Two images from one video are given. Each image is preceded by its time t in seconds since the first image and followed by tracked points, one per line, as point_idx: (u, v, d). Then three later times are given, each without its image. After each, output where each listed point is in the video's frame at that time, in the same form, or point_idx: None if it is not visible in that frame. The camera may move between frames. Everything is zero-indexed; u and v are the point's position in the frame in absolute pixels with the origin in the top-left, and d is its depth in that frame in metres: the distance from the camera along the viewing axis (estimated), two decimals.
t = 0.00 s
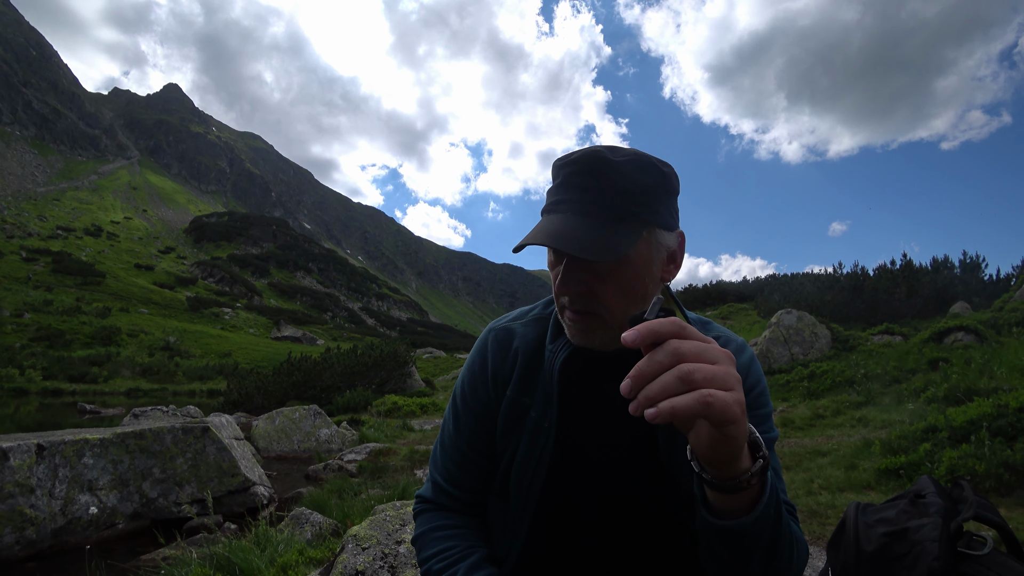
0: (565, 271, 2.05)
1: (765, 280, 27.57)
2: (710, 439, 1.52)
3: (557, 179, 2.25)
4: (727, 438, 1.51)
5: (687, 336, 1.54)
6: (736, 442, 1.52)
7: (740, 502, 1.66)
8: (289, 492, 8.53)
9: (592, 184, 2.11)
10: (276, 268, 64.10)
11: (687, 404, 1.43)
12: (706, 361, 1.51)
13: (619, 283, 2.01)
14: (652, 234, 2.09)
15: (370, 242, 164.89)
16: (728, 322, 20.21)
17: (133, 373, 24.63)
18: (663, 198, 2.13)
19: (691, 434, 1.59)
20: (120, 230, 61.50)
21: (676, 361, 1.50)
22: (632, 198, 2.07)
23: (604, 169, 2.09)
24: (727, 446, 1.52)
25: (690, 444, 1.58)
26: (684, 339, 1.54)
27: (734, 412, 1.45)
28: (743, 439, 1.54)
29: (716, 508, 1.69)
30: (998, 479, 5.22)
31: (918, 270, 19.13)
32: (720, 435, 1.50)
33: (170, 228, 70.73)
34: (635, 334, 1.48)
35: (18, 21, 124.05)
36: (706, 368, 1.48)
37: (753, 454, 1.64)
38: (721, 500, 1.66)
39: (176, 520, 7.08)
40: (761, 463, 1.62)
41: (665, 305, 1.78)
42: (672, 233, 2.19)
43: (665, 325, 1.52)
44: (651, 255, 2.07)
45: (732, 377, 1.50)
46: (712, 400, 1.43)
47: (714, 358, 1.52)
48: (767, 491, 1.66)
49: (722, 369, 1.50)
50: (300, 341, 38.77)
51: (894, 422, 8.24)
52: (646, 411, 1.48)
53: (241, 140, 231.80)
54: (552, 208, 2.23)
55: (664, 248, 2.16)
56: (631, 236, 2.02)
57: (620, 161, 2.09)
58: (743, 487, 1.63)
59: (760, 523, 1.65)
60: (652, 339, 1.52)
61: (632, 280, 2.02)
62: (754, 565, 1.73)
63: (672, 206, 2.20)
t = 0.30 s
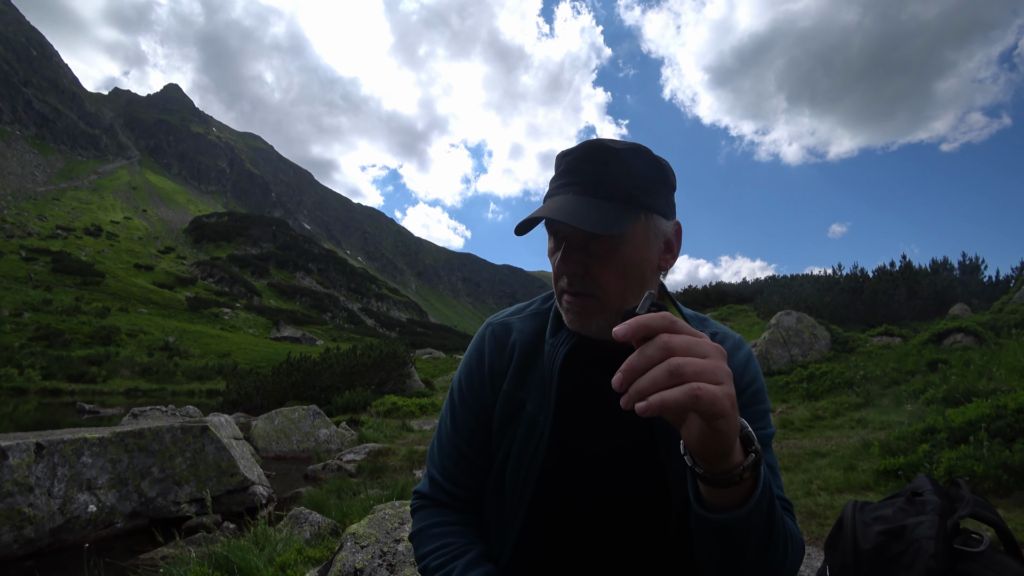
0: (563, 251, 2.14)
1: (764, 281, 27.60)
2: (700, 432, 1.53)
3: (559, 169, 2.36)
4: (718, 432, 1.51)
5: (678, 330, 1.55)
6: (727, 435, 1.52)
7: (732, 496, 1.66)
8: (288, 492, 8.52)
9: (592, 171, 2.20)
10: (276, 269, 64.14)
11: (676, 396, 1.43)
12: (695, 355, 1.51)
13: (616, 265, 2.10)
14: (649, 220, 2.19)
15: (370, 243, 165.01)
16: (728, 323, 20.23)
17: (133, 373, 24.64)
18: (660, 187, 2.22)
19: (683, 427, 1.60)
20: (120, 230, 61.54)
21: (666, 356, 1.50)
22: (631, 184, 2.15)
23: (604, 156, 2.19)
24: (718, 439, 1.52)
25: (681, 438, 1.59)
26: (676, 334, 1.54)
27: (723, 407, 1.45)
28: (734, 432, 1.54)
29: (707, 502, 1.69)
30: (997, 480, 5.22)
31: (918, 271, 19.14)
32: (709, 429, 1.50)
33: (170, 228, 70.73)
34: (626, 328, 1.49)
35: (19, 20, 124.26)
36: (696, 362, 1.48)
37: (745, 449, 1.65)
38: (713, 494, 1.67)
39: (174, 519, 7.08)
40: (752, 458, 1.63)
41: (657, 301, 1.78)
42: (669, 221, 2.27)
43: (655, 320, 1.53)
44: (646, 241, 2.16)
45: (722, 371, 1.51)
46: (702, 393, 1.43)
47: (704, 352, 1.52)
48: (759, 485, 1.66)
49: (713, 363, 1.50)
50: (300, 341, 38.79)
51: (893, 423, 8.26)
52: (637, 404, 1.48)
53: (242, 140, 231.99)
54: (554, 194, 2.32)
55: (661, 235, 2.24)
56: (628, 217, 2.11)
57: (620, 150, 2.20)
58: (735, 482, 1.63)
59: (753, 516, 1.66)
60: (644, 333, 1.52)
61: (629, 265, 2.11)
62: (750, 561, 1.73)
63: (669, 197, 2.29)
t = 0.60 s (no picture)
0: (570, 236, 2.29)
1: (763, 283, 27.67)
2: (699, 422, 1.55)
3: (568, 157, 2.47)
4: (714, 420, 1.53)
5: (676, 321, 1.57)
6: (727, 424, 1.54)
7: (729, 486, 1.68)
8: (288, 496, 8.49)
9: (601, 158, 2.32)
10: (275, 274, 64.14)
11: (674, 383, 1.46)
12: (694, 345, 1.53)
13: (619, 250, 2.24)
14: (652, 209, 2.33)
15: (369, 248, 165.11)
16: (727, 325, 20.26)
17: (131, 379, 24.55)
18: (661, 179, 2.37)
19: (682, 416, 1.61)
20: (118, 236, 61.51)
21: (665, 344, 1.53)
22: (637, 174, 2.29)
23: (612, 145, 2.31)
24: (716, 428, 1.54)
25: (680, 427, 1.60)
26: (674, 325, 1.57)
27: (721, 395, 1.47)
28: (731, 421, 1.56)
29: (705, 492, 1.71)
30: (995, 478, 5.24)
31: (916, 272, 19.20)
32: (707, 417, 1.52)
33: (169, 234, 70.72)
34: (625, 319, 1.53)
35: (18, 28, 124.75)
36: (695, 352, 1.49)
37: (743, 439, 1.67)
38: (711, 484, 1.69)
39: (174, 524, 7.06)
40: (750, 448, 1.65)
41: (655, 293, 1.80)
42: (671, 213, 2.43)
43: (654, 310, 1.56)
44: (649, 229, 2.29)
45: (719, 361, 1.52)
46: (699, 380, 1.45)
47: (702, 343, 1.54)
48: (755, 475, 1.67)
49: (710, 352, 1.52)
50: (299, 347, 38.72)
51: (892, 423, 8.28)
52: (636, 393, 1.50)
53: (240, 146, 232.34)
54: (562, 181, 2.44)
55: (662, 225, 2.39)
56: (633, 203, 2.23)
57: (626, 142, 2.34)
58: (733, 472, 1.65)
59: (751, 506, 1.66)
60: (643, 323, 1.55)
61: (631, 250, 2.24)
62: (748, 555, 1.75)
63: (668, 190, 2.45)
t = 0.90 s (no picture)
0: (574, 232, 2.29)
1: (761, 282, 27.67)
2: (700, 424, 1.54)
3: (571, 157, 2.50)
4: (717, 422, 1.51)
5: (676, 323, 1.56)
6: (728, 427, 1.53)
7: (731, 487, 1.67)
8: (288, 502, 8.46)
9: (604, 157, 2.35)
10: (273, 279, 64.07)
11: (675, 386, 1.45)
12: (695, 348, 1.52)
13: (623, 247, 2.24)
14: (655, 208, 2.35)
15: (366, 251, 164.94)
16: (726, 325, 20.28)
17: (130, 386, 24.46)
18: (664, 181, 2.40)
19: (683, 420, 1.61)
20: (116, 242, 61.37)
21: (666, 348, 1.52)
22: (639, 173, 2.32)
23: (616, 145, 2.34)
24: (717, 430, 1.53)
25: (683, 430, 1.59)
26: (675, 328, 1.56)
27: (722, 398, 1.46)
28: (734, 424, 1.54)
29: (706, 494, 1.70)
30: (997, 475, 5.23)
31: (914, 269, 19.21)
32: (708, 420, 1.51)
33: (167, 240, 70.57)
34: (626, 322, 1.51)
35: (13, 36, 124.65)
36: (695, 354, 1.49)
37: (744, 441, 1.66)
38: (712, 486, 1.68)
39: (173, 531, 7.03)
40: (751, 450, 1.64)
41: (655, 296, 1.79)
42: (672, 215, 2.45)
43: (655, 313, 1.55)
44: (652, 228, 2.31)
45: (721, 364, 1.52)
46: (701, 383, 1.44)
47: (703, 344, 1.53)
48: (757, 476, 1.66)
49: (711, 355, 1.51)
50: (298, 351, 38.64)
51: (892, 420, 8.27)
52: (636, 396, 1.49)
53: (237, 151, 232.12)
54: (566, 179, 2.46)
55: (664, 226, 2.41)
56: (638, 201, 2.25)
57: (630, 144, 2.38)
58: (733, 474, 1.64)
59: (752, 508, 1.66)
60: (642, 327, 1.55)
61: (634, 247, 2.25)
62: (751, 556, 1.74)
63: (670, 193, 2.48)
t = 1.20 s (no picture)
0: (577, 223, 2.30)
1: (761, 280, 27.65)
2: (698, 419, 1.54)
3: (575, 154, 2.53)
4: (715, 417, 1.52)
5: (674, 320, 1.57)
6: (727, 423, 1.53)
7: (729, 484, 1.67)
8: (291, 506, 8.46)
9: (607, 154, 2.37)
10: (274, 283, 64.16)
11: (673, 382, 1.45)
12: (693, 344, 1.52)
13: (624, 241, 2.25)
14: (656, 207, 2.37)
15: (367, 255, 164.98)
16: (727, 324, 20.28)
17: (132, 392, 24.45)
18: (665, 182, 2.42)
19: (681, 415, 1.61)
20: (116, 248, 61.44)
21: (664, 343, 1.52)
22: (643, 172, 2.34)
23: (618, 142, 2.36)
24: (716, 426, 1.53)
25: (681, 426, 1.60)
26: (673, 324, 1.56)
27: (720, 392, 1.46)
28: (732, 420, 1.55)
29: (705, 491, 1.70)
30: (999, 470, 5.22)
31: (914, 265, 19.20)
32: (706, 415, 1.52)
33: (167, 245, 70.65)
34: (624, 317, 1.52)
35: (12, 44, 125.07)
36: (693, 349, 1.49)
37: (743, 438, 1.66)
38: (712, 483, 1.68)
39: (176, 536, 7.04)
40: (750, 446, 1.64)
41: (651, 294, 1.79)
42: (672, 215, 2.47)
43: (653, 309, 1.55)
44: (654, 224, 2.32)
45: (719, 359, 1.52)
46: (698, 378, 1.45)
47: (701, 341, 1.53)
48: (756, 473, 1.66)
49: (709, 351, 1.51)
50: (299, 355, 38.65)
51: (894, 417, 8.26)
52: (635, 390, 1.49)
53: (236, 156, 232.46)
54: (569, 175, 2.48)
55: (665, 225, 2.42)
56: (640, 197, 2.27)
57: (634, 143, 2.40)
58: (732, 471, 1.65)
59: (752, 505, 1.65)
60: (641, 323, 1.55)
61: (636, 242, 2.26)
62: (750, 554, 1.74)
63: (671, 193, 2.50)
